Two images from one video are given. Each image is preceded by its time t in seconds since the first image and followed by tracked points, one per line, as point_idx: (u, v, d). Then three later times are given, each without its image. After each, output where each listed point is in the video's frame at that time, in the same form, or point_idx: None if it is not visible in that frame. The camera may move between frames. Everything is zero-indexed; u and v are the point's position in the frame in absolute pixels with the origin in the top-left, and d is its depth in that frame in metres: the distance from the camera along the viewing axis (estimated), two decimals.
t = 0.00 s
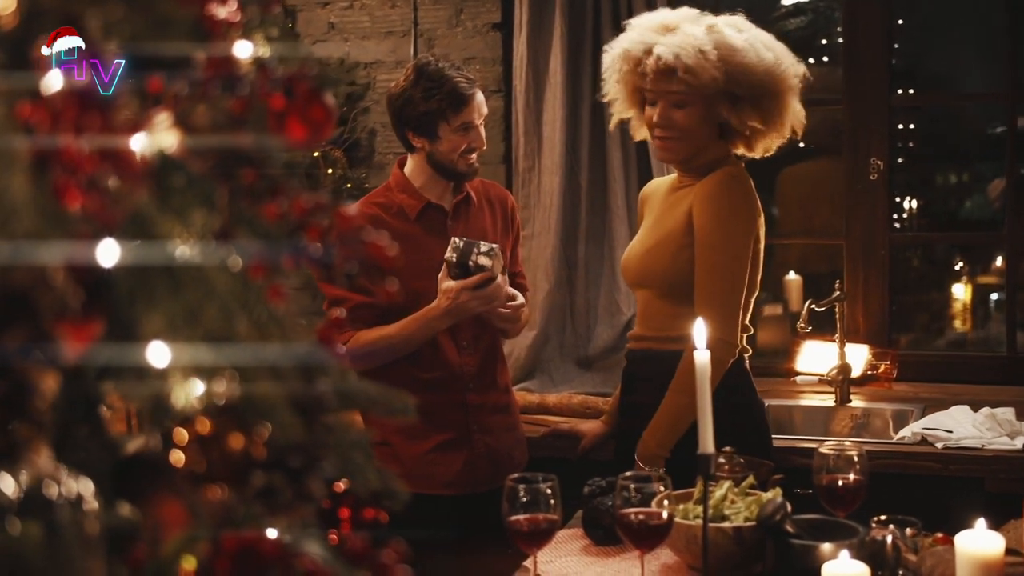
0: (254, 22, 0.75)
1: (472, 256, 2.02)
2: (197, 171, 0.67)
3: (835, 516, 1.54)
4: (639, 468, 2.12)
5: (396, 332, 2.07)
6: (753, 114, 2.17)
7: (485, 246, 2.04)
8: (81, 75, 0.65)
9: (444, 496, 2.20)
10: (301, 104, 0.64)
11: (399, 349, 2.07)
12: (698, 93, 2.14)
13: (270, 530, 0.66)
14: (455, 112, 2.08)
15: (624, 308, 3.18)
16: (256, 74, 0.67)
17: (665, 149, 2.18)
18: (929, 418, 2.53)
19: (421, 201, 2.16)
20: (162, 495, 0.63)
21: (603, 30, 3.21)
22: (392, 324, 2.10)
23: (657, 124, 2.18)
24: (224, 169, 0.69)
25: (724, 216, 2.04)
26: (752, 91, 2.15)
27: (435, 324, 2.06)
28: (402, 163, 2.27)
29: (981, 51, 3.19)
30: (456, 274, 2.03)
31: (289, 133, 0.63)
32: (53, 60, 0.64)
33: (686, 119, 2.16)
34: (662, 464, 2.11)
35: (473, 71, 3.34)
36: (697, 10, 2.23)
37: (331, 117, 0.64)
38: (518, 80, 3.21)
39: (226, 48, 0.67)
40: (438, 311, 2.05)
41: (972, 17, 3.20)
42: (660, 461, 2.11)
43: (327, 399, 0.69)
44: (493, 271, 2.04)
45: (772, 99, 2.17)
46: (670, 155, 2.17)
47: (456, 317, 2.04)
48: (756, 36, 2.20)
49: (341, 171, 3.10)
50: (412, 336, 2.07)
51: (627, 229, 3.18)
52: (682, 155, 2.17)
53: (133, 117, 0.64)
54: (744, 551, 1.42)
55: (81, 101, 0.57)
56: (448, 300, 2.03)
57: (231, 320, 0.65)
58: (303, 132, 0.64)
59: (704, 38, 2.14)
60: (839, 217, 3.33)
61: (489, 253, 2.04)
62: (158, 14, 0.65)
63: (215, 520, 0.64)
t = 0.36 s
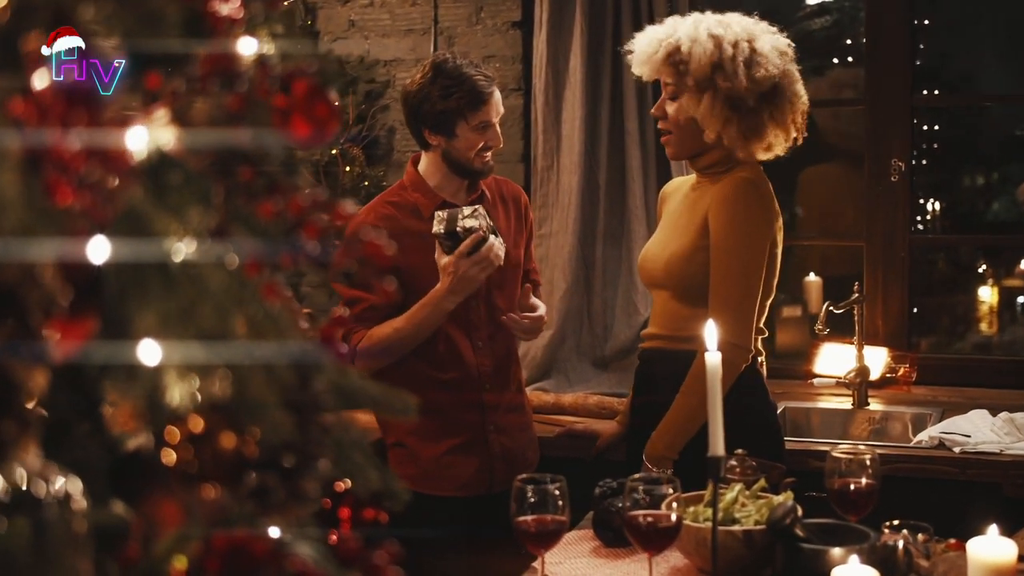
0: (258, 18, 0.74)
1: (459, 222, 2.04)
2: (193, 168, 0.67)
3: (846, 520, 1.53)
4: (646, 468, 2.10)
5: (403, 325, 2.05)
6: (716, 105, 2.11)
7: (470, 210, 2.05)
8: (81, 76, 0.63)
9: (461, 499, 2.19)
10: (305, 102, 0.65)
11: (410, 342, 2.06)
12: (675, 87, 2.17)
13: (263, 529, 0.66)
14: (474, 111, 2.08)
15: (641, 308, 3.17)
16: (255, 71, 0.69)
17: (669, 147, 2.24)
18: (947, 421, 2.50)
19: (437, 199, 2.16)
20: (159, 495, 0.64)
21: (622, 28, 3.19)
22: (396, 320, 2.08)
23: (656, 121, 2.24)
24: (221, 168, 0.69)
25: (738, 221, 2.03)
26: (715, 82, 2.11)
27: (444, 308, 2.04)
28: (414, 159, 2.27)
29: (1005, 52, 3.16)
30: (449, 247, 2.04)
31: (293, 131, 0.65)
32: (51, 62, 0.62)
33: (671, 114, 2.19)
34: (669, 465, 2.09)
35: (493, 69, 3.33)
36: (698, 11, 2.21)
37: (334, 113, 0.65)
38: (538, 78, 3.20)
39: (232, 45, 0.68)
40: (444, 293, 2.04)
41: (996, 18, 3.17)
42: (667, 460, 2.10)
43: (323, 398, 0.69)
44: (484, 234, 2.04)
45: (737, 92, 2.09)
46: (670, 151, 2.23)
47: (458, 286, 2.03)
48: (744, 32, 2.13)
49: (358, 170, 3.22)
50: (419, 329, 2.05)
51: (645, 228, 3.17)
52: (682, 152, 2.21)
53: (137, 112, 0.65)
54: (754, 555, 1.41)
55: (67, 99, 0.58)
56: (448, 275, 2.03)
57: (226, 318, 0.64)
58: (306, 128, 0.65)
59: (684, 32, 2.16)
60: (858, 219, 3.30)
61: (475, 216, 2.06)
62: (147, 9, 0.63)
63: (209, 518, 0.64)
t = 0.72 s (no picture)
0: (256, 20, 0.74)
1: (495, 246, 2.00)
2: (185, 172, 0.65)
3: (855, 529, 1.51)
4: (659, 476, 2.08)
5: (416, 334, 2.05)
6: (730, 101, 2.11)
7: (506, 233, 2.03)
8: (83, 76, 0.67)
9: (473, 505, 2.18)
10: (304, 104, 0.65)
11: (421, 350, 2.05)
12: (686, 87, 2.16)
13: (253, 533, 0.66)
14: (473, 118, 2.06)
15: (654, 313, 3.15)
16: (249, 73, 0.69)
17: (680, 149, 2.23)
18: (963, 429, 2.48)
19: (446, 200, 2.15)
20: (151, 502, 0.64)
21: (635, 31, 3.18)
22: (410, 329, 2.07)
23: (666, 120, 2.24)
24: (212, 172, 0.69)
25: (751, 227, 2.02)
26: (728, 78, 2.11)
27: (459, 323, 2.03)
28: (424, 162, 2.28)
29: None
30: (478, 268, 2.00)
31: (291, 133, 0.64)
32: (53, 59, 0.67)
33: (681, 115, 2.19)
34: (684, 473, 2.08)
35: (507, 73, 3.33)
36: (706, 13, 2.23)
37: (333, 117, 0.64)
38: (552, 82, 3.19)
39: (230, 49, 0.67)
40: (460, 306, 2.03)
41: (1015, 22, 3.15)
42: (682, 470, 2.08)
43: (316, 405, 0.68)
44: (516, 259, 2.03)
45: (751, 87, 2.10)
46: (682, 152, 2.22)
47: (479, 306, 2.02)
48: (754, 32, 2.15)
49: (371, 172, 3.33)
50: (430, 340, 2.05)
51: (659, 232, 3.15)
52: (693, 155, 2.20)
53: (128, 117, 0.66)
54: (762, 563, 1.39)
55: (44, 100, 0.58)
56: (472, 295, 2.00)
57: (216, 323, 0.64)
58: (304, 132, 0.65)
59: (694, 31, 2.17)
60: (874, 224, 3.28)
61: (510, 240, 2.03)
62: (133, 11, 0.62)
63: (200, 525, 0.64)
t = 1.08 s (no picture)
0: (262, 28, 0.73)
1: (529, 273, 2.01)
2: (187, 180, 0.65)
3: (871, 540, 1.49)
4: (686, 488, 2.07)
5: (431, 345, 2.04)
6: (747, 98, 2.11)
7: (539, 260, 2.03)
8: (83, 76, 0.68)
9: (490, 511, 2.17)
10: (309, 113, 0.66)
11: (434, 360, 2.05)
12: (700, 90, 2.16)
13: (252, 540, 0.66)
14: (489, 125, 2.06)
15: (674, 321, 3.15)
16: (250, 78, 0.68)
17: (693, 156, 2.22)
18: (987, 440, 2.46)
19: (461, 205, 2.16)
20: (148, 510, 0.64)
21: (656, 38, 3.17)
22: (426, 339, 2.07)
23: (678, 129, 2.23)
24: (213, 178, 0.68)
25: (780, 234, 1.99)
26: (744, 77, 2.12)
27: (476, 337, 2.03)
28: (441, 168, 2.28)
29: None
30: (508, 291, 2.00)
31: (298, 140, 0.65)
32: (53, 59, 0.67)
33: (695, 119, 2.17)
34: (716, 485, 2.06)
35: (528, 79, 3.32)
36: (712, 22, 2.25)
37: (340, 124, 0.66)
38: (573, 89, 3.19)
39: (238, 56, 0.68)
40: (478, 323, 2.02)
41: None
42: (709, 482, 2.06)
43: (315, 412, 0.68)
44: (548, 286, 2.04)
45: (767, 85, 2.11)
46: (695, 159, 2.21)
47: (500, 324, 2.02)
48: (764, 36, 2.18)
49: (391, 179, 3.37)
50: (445, 351, 2.04)
51: (679, 238, 3.14)
52: (707, 163, 2.20)
53: (130, 123, 0.65)
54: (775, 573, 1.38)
55: (35, 109, 0.59)
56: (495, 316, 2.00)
57: (215, 332, 0.63)
58: (312, 138, 0.65)
59: (705, 38, 2.19)
60: (898, 231, 3.25)
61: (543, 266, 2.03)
62: (125, 22, 0.62)
63: (198, 532, 0.64)
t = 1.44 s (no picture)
0: (271, 31, 0.71)
1: (553, 283, 2.03)
2: (190, 184, 0.65)
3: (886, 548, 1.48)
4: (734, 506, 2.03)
5: (445, 350, 2.04)
6: (751, 101, 2.10)
7: (561, 269, 2.05)
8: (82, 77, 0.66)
9: (503, 514, 2.18)
10: (317, 117, 0.65)
11: (449, 364, 2.05)
12: (704, 98, 2.17)
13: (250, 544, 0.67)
14: (506, 128, 2.06)
15: (694, 326, 3.12)
16: (255, 83, 0.69)
17: (703, 164, 2.22)
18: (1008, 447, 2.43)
19: (475, 207, 2.17)
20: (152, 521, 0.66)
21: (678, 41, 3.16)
22: (441, 343, 2.07)
23: (687, 139, 2.23)
24: (216, 182, 0.69)
25: (813, 236, 1.98)
26: (746, 80, 2.12)
27: (492, 344, 2.03)
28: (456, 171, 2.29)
29: None
30: (530, 300, 2.01)
31: (306, 144, 0.65)
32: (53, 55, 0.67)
33: (703, 127, 2.18)
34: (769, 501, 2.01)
35: (549, 83, 3.32)
36: (711, 28, 2.25)
37: (348, 127, 0.66)
38: (593, 93, 3.18)
39: (246, 59, 0.69)
40: (495, 330, 2.02)
41: None
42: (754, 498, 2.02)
43: (317, 413, 0.68)
44: (569, 296, 2.06)
45: (770, 86, 2.10)
46: (706, 168, 2.21)
47: (519, 332, 2.02)
48: (764, 38, 2.17)
49: (411, 182, 3.37)
50: (459, 357, 2.04)
51: (699, 242, 3.12)
52: (719, 170, 2.20)
53: (134, 127, 0.65)
54: None
55: (32, 114, 0.61)
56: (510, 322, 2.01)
57: (217, 335, 0.64)
58: (319, 142, 0.65)
59: (704, 45, 2.19)
60: (920, 237, 3.23)
61: (566, 276, 2.05)
62: (125, 24, 0.64)
63: (198, 536, 0.63)
